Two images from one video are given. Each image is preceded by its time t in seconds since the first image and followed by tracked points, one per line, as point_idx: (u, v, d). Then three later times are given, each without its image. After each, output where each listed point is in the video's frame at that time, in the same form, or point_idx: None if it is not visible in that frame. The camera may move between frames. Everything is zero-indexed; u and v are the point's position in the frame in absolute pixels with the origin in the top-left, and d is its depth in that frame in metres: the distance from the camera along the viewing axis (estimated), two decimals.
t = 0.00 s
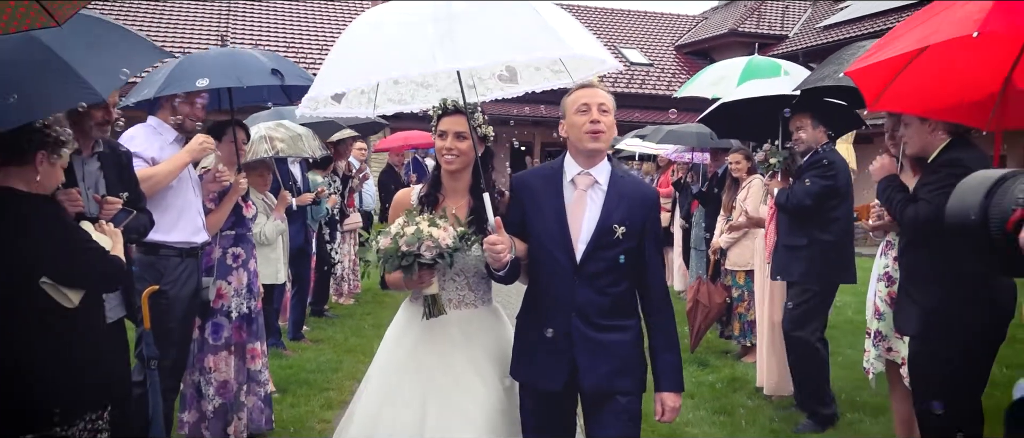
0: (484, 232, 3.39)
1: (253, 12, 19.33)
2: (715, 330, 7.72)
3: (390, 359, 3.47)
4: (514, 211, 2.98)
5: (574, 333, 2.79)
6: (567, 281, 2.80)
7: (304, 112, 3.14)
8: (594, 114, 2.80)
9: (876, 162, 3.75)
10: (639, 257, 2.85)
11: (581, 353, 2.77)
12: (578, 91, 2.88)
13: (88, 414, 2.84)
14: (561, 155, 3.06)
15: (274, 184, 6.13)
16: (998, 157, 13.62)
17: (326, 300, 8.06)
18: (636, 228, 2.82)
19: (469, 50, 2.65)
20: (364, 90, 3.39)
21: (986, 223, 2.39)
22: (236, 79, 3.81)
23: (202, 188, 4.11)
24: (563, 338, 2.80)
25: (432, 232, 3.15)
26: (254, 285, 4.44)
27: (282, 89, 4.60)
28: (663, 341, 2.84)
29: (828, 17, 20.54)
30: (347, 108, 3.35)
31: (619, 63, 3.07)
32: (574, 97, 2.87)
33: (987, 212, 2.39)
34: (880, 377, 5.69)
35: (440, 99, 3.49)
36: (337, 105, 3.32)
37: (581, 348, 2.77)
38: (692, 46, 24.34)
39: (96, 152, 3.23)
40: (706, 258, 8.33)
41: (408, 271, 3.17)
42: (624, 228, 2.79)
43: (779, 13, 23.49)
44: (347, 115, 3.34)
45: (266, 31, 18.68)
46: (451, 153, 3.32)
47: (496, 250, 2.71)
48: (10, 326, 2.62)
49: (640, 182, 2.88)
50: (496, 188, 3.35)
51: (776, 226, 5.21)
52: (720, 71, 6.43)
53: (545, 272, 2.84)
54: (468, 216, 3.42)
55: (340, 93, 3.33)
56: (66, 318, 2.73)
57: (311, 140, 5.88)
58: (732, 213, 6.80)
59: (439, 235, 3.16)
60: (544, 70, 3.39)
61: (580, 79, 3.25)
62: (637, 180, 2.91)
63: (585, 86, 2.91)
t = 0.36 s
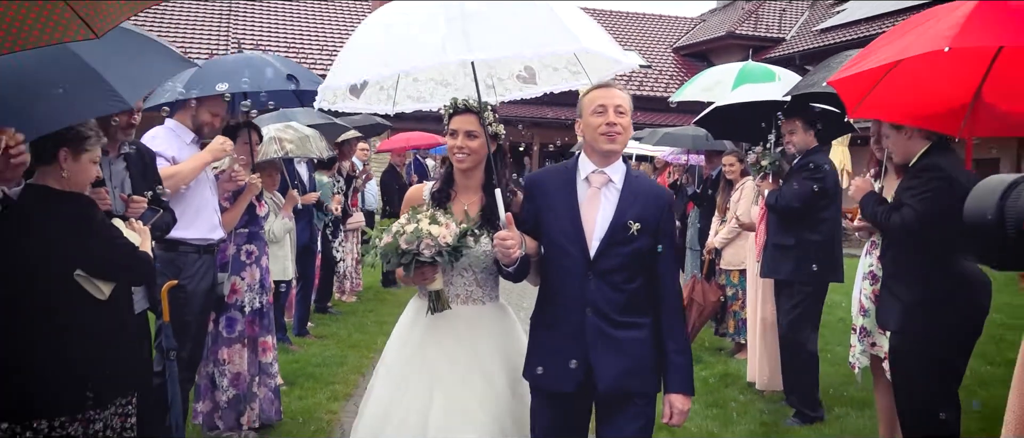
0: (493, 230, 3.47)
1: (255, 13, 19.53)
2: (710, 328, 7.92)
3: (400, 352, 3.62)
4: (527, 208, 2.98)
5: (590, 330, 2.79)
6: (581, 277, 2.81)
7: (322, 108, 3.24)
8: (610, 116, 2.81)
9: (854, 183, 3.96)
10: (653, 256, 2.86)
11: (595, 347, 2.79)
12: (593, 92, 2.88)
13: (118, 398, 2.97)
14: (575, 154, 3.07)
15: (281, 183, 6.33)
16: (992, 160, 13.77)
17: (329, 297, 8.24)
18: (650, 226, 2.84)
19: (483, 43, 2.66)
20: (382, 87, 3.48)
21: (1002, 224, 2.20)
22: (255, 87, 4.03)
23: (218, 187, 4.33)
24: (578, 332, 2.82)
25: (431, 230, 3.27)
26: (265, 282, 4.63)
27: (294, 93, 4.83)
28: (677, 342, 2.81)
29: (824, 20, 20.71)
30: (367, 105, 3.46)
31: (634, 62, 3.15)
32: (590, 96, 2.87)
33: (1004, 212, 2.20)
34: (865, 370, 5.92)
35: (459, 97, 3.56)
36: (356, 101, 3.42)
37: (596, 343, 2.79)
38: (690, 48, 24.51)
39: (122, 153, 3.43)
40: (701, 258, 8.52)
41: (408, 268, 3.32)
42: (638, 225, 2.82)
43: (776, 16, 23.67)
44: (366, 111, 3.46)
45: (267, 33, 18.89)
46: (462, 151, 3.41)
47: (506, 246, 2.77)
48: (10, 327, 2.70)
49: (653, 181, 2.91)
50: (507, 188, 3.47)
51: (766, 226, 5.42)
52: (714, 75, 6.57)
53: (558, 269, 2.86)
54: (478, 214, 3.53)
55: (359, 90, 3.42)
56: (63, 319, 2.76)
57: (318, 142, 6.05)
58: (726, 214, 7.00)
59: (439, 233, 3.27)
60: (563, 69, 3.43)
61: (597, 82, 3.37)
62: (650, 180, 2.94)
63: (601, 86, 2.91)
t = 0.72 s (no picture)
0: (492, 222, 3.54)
1: (250, 15, 19.73)
2: (698, 325, 8.14)
3: (398, 340, 3.61)
4: (531, 199, 2.99)
5: (595, 324, 2.79)
6: (585, 270, 2.81)
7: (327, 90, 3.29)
8: (604, 110, 2.81)
9: (833, 181, 4.17)
10: (659, 248, 2.82)
11: (598, 341, 2.79)
12: (595, 83, 2.88)
13: (139, 380, 3.09)
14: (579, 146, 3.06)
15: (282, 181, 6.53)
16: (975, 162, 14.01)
17: (325, 294, 8.41)
18: (655, 219, 2.81)
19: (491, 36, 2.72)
20: (391, 73, 3.54)
21: (992, 233, 2.58)
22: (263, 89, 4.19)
23: (228, 185, 4.52)
24: (582, 326, 2.81)
25: (430, 220, 3.34)
26: (269, 277, 4.80)
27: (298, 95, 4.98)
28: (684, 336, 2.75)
29: (812, 24, 20.96)
30: (374, 90, 3.52)
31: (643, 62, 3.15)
32: (592, 88, 2.87)
33: (993, 221, 2.57)
34: (844, 363, 6.17)
35: (465, 87, 3.59)
36: (363, 86, 3.48)
37: (600, 336, 2.79)
38: (680, 50, 24.75)
39: (139, 151, 3.64)
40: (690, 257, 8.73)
41: (406, 256, 3.39)
42: (642, 217, 2.79)
43: (765, 19, 23.94)
44: (373, 96, 3.51)
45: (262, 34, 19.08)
46: (464, 146, 3.47)
47: (506, 237, 2.81)
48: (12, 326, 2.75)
49: (658, 173, 2.87)
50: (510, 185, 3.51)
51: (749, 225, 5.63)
52: (702, 80, 6.76)
53: (562, 262, 2.86)
54: (479, 208, 3.59)
55: (367, 75, 3.48)
56: (60, 322, 2.83)
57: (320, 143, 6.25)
58: (713, 214, 7.22)
59: (438, 223, 3.33)
60: (570, 63, 3.41)
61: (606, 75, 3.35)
62: (655, 171, 2.91)
63: (604, 78, 2.90)
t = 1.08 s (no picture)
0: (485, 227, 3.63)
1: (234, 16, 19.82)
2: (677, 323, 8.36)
3: (387, 345, 3.67)
4: (523, 205, 3.08)
5: (587, 328, 2.86)
6: (578, 276, 2.89)
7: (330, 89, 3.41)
8: (585, 117, 2.91)
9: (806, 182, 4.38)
10: (649, 253, 2.91)
11: (590, 345, 2.85)
12: (581, 89, 2.97)
13: (143, 368, 3.22)
14: (569, 152, 3.17)
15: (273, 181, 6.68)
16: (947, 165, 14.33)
17: (312, 293, 8.55)
18: (646, 223, 2.90)
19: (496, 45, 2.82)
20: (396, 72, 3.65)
21: (947, 306, 2.14)
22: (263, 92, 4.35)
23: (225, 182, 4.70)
24: (575, 330, 2.88)
25: (418, 227, 3.46)
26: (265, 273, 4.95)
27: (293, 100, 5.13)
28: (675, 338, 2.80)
29: (790, 29, 21.29)
30: (379, 87, 3.64)
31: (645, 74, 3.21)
32: (577, 94, 2.97)
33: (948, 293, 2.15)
34: (818, 358, 6.39)
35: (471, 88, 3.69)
36: (367, 83, 3.59)
37: (593, 341, 2.85)
38: (661, 54, 25.04)
39: (143, 150, 3.78)
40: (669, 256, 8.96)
41: (395, 262, 3.50)
42: (634, 222, 2.88)
43: (745, 23, 24.27)
44: (377, 93, 3.64)
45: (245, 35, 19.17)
46: (455, 150, 3.60)
47: (492, 241, 2.91)
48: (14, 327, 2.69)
49: (647, 177, 2.96)
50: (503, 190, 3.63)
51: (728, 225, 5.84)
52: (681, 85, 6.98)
53: (555, 267, 2.94)
54: (472, 212, 3.70)
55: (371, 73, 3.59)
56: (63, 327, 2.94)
57: (312, 143, 6.41)
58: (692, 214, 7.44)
59: (426, 230, 3.46)
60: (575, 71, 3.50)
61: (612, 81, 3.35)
62: (645, 175, 2.99)
63: (590, 83, 2.98)
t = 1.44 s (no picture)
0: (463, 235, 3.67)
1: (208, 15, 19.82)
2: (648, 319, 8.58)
3: (368, 353, 3.72)
4: (502, 210, 3.18)
5: (564, 331, 2.98)
6: (555, 280, 2.99)
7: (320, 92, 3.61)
8: (558, 123, 3.05)
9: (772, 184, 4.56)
10: (626, 256, 3.01)
11: (565, 346, 2.98)
12: (557, 96, 3.11)
13: (139, 361, 3.33)
14: (547, 157, 3.24)
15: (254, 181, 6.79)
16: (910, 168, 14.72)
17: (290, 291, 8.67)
18: (623, 226, 2.99)
19: (478, 54, 2.98)
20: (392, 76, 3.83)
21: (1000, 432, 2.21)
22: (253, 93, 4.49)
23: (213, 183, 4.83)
24: (551, 332, 3.00)
25: (399, 233, 3.47)
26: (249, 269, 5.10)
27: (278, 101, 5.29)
28: (651, 341, 2.93)
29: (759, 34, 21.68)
30: (374, 91, 3.83)
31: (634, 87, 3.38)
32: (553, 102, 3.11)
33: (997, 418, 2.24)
34: (783, 352, 6.64)
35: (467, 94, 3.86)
36: (361, 87, 3.80)
37: (569, 343, 2.98)
38: (633, 56, 25.36)
39: (136, 149, 3.90)
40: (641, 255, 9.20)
41: (375, 270, 3.50)
42: (610, 226, 2.97)
43: (715, 27, 24.66)
44: (372, 96, 3.83)
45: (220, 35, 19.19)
46: (431, 154, 3.63)
47: (471, 248, 3.03)
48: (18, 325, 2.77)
49: (623, 181, 3.06)
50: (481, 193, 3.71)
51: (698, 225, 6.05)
52: (653, 90, 7.19)
53: (533, 272, 3.05)
54: (450, 218, 3.71)
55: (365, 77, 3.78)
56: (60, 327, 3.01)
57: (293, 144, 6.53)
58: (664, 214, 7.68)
59: (407, 237, 3.47)
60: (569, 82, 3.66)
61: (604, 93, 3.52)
62: (622, 179, 3.09)
63: (566, 90, 3.12)
